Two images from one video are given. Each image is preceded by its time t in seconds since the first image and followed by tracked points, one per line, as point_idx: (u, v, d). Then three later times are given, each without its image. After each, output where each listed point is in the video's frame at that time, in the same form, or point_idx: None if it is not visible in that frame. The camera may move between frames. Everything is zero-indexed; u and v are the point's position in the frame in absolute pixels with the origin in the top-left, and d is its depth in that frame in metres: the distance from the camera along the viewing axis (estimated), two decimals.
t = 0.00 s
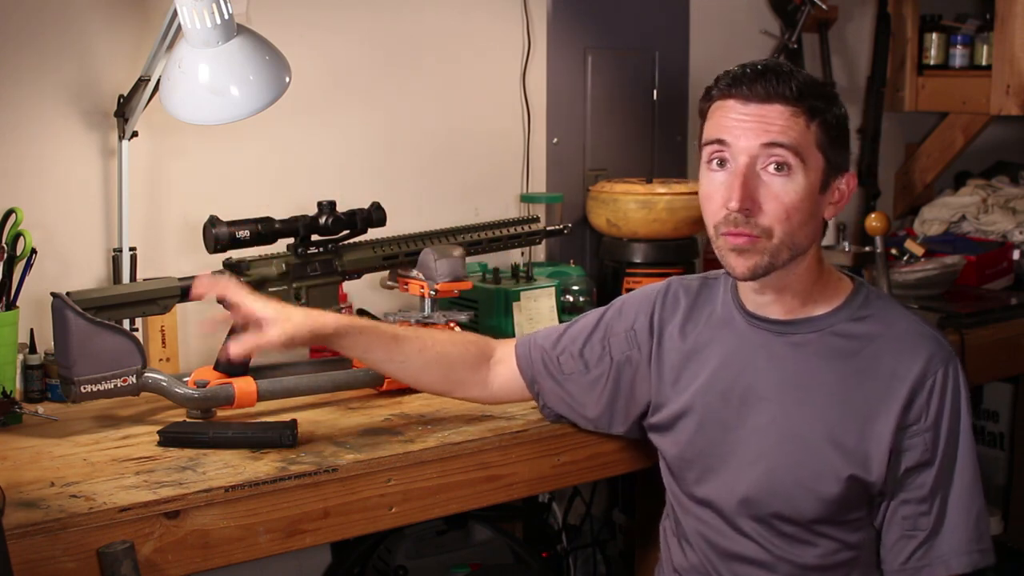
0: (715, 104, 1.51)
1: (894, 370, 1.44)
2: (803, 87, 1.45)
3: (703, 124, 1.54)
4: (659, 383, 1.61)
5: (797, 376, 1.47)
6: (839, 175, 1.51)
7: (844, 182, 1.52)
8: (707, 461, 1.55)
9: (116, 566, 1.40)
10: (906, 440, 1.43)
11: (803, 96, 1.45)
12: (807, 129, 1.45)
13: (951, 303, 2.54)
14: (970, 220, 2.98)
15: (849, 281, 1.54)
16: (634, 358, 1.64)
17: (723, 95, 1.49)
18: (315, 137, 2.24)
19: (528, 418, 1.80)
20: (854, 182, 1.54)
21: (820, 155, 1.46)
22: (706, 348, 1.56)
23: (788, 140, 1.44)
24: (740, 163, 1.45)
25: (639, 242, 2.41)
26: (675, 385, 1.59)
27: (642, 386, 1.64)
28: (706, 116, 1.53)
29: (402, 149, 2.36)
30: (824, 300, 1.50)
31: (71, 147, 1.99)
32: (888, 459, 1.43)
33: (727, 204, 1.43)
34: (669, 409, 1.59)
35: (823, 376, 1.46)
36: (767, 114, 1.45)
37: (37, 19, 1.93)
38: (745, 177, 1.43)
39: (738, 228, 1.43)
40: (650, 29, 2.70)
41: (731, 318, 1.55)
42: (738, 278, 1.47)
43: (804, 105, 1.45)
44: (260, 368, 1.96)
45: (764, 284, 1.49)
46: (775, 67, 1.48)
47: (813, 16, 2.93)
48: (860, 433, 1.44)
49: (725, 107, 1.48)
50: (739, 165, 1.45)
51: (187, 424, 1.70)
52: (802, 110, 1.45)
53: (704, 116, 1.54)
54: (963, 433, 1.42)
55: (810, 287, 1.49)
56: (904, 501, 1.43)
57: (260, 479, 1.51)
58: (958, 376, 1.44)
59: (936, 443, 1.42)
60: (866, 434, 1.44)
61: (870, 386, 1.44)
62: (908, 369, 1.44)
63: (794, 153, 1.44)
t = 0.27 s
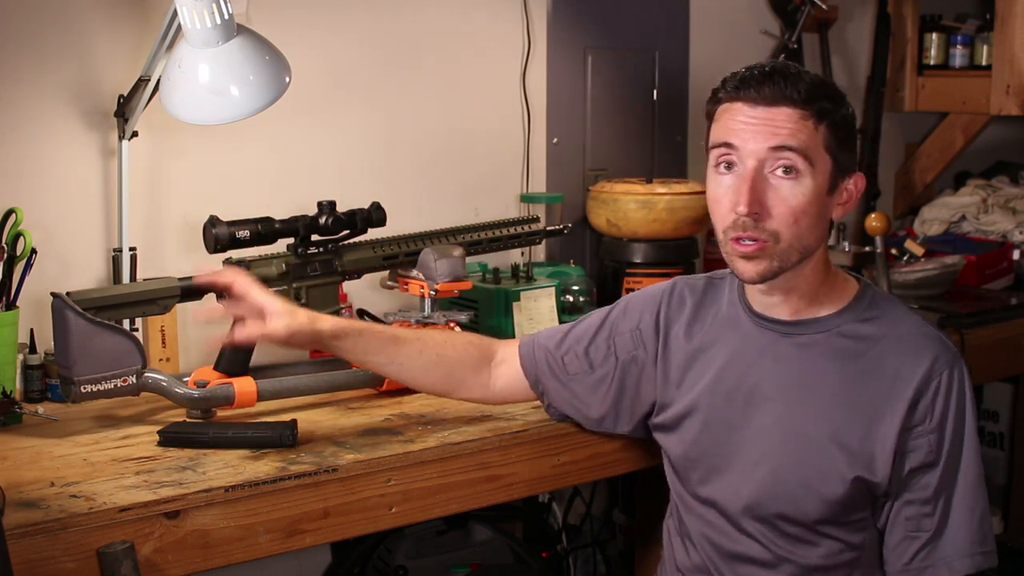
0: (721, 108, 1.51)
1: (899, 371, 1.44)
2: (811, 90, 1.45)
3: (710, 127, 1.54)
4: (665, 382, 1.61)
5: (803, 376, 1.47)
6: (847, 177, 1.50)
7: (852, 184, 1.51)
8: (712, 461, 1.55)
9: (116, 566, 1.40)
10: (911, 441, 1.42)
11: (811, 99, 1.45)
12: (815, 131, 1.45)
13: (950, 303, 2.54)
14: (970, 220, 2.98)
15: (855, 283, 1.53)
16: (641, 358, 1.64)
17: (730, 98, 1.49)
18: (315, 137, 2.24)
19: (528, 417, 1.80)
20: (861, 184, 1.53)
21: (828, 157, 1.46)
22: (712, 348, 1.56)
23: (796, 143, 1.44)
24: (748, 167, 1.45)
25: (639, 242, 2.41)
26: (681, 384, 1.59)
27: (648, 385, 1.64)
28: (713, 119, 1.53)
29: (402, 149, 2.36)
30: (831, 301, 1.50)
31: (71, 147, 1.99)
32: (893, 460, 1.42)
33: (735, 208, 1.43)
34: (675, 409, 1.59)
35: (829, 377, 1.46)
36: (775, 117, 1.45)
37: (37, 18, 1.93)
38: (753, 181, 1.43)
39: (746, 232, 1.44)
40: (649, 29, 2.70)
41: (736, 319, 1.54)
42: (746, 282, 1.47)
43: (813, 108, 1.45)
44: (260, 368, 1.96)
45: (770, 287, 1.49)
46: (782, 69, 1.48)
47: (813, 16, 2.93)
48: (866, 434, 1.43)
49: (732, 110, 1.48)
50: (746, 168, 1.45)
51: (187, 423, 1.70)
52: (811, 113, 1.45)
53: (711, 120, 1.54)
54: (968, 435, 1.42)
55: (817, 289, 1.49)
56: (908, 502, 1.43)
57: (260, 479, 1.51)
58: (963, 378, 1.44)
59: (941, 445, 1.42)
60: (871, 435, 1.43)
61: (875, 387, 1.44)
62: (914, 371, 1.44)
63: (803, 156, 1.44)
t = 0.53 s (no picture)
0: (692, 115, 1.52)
1: (901, 382, 1.42)
2: (748, 101, 1.42)
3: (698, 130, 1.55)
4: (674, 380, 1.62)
5: (805, 381, 1.46)
6: (806, 185, 1.43)
7: (817, 192, 1.44)
8: (713, 460, 1.55)
9: (116, 566, 1.40)
10: (913, 453, 1.40)
11: (745, 111, 1.42)
12: (747, 144, 1.42)
13: (950, 303, 2.54)
14: (970, 220, 2.98)
15: (864, 288, 1.51)
16: (657, 351, 1.65)
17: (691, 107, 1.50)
18: (315, 138, 2.24)
19: (528, 417, 1.80)
20: (832, 193, 1.44)
21: (766, 168, 1.42)
22: (719, 347, 1.56)
23: (724, 157, 1.44)
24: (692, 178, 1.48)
25: (639, 242, 2.41)
26: (687, 382, 1.60)
27: (662, 379, 1.66)
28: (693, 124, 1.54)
29: (403, 149, 2.36)
30: (829, 303, 1.49)
31: (71, 147, 1.99)
32: (890, 470, 1.41)
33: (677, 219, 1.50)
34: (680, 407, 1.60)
35: (830, 382, 1.45)
36: (714, 129, 1.45)
37: (38, 18, 1.93)
38: (688, 193, 1.47)
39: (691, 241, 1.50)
40: (650, 29, 2.70)
41: (743, 320, 1.54)
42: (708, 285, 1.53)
43: (747, 120, 1.42)
44: (260, 368, 1.96)
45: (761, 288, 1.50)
46: (737, 78, 1.45)
47: (813, 16, 2.93)
48: (864, 442, 1.42)
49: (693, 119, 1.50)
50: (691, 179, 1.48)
51: (187, 423, 1.70)
52: (745, 125, 1.42)
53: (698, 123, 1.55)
54: (973, 449, 1.39)
55: (811, 291, 1.49)
56: (911, 514, 1.40)
57: (260, 479, 1.51)
58: (969, 391, 1.40)
59: (943, 458, 1.38)
60: (869, 443, 1.42)
61: (877, 396, 1.42)
62: (917, 382, 1.41)
63: (732, 169, 1.44)
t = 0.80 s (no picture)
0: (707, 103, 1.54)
1: (898, 387, 1.40)
2: (744, 95, 1.44)
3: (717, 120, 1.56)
4: (683, 380, 1.63)
5: (803, 382, 1.46)
6: (788, 184, 1.43)
7: (799, 193, 1.43)
8: (715, 459, 1.56)
9: (116, 566, 1.40)
10: (909, 461, 1.38)
11: (738, 104, 1.44)
12: (735, 136, 1.44)
13: (951, 303, 2.54)
14: (970, 221, 2.98)
15: (867, 291, 1.50)
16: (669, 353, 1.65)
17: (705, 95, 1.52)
18: (315, 138, 2.24)
19: (528, 417, 1.80)
20: (810, 196, 1.43)
21: (750, 162, 1.44)
22: (723, 347, 1.57)
23: (713, 147, 1.47)
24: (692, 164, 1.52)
25: (639, 242, 2.41)
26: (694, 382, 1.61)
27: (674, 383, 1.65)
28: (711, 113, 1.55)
29: (403, 149, 2.36)
30: (825, 304, 1.48)
31: (71, 147, 1.99)
32: (881, 476, 1.40)
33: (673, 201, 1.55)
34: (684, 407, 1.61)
35: (826, 385, 1.44)
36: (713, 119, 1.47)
37: (38, 18, 1.93)
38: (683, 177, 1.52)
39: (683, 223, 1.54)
40: (650, 29, 2.70)
41: (747, 320, 1.55)
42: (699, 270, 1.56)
43: (738, 113, 1.44)
44: (260, 368, 1.96)
45: (755, 286, 1.52)
46: (746, 71, 1.46)
47: (813, 16, 2.93)
48: (858, 446, 1.42)
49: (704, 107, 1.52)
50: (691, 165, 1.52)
51: (187, 423, 1.70)
52: (736, 118, 1.44)
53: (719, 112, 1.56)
54: (972, 458, 1.36)
55: (806, 291, 1.48)
56: (909, 523, 1.39)
57: (260, 479, 1.51)
58: (967, 399, 1.38)
59: (940, 466, 1.36)
60: (864, 448, 1.41)
61: (873, 400, 1.41)
62: (914, 388, 1.39)
63: (719, 160, 1.46)
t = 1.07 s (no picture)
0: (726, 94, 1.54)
1: (899, 395, 1.37)
2: (759, 91, 1.43)
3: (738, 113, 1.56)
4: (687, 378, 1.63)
5: (803, 384, 1.45)
6: (795, 185, 1.43)
7: (805, 194, 1.43)
8: (715, 457, 1.56)
9: (116, 566, 1.40)
10: (909, 472, 1.34)
11: (754, 99, 1.44)
12: (748, 132, 1.45)
13: (951, 303, 2.54)
14: (970, 221, 2.98)
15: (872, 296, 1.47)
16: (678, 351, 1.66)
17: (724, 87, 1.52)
18: (315, 138, 2.24)
19: (528, 417, 1.80)
20: (818, 198, 1.42)
21: (760, 159, 1.44)
22: (726, 347, 1.56)
23: (726, 141, 1.47)
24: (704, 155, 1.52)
25: (639, 242, 2.41)
26: (696, 381, 1.60)
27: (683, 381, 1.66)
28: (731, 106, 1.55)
29: (403, 149, 2.36)
30: (829, 305, 1.46)
31: (71, 147, 1.99)
32: (879, 484, 1.37)
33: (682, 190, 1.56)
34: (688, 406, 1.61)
35: (827, 390, 1.42)
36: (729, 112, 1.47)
37: (38, 18, 1.93)
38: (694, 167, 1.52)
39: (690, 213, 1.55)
40: (650, 29, 2.70)
41: (751, 322, 1.54)
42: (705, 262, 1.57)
43: (752, 109, 1.44)
44: (260, 368, 1.96)
45: (758, 284, 1.51)
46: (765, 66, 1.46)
47: (813, 16, 2.93)
48: (856, 453, 1.39)
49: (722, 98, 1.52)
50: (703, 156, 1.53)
51: (187, 423, 1.70)
52: (750, 113, 1.44)
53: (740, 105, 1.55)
54: (974, 471, 1.32)
55: (809, 292, 1.47)
56: (910, 534, 1.35)
57: (260, 479, 1.51)
58: (970, 411, 1.34)
59: (941, 477, 1.33)
60: (862, 455, 1.39)
61: (873, 407, 1.39)
62: (916, 397, 1.36)
63: (729, 154, 1.47)
